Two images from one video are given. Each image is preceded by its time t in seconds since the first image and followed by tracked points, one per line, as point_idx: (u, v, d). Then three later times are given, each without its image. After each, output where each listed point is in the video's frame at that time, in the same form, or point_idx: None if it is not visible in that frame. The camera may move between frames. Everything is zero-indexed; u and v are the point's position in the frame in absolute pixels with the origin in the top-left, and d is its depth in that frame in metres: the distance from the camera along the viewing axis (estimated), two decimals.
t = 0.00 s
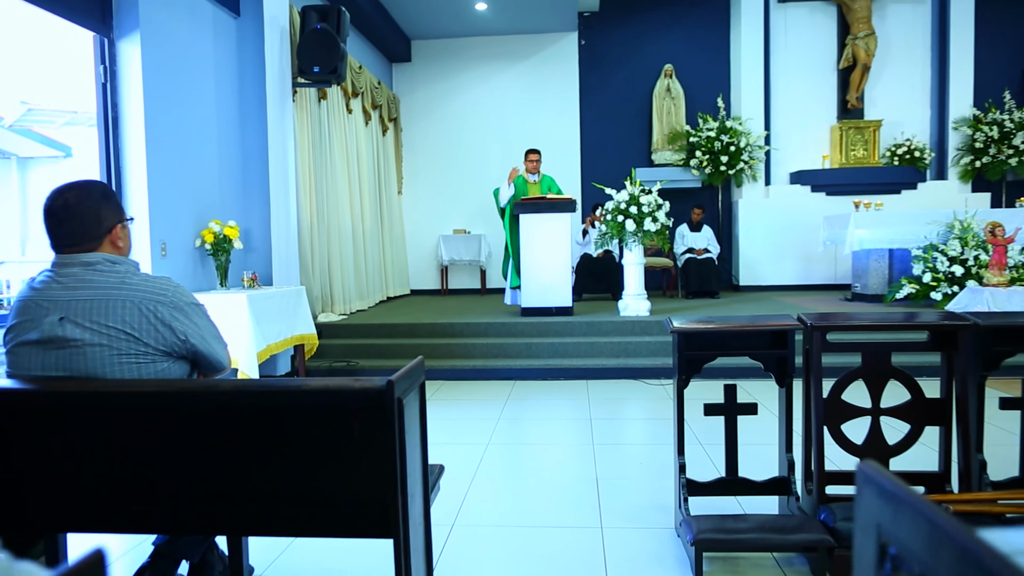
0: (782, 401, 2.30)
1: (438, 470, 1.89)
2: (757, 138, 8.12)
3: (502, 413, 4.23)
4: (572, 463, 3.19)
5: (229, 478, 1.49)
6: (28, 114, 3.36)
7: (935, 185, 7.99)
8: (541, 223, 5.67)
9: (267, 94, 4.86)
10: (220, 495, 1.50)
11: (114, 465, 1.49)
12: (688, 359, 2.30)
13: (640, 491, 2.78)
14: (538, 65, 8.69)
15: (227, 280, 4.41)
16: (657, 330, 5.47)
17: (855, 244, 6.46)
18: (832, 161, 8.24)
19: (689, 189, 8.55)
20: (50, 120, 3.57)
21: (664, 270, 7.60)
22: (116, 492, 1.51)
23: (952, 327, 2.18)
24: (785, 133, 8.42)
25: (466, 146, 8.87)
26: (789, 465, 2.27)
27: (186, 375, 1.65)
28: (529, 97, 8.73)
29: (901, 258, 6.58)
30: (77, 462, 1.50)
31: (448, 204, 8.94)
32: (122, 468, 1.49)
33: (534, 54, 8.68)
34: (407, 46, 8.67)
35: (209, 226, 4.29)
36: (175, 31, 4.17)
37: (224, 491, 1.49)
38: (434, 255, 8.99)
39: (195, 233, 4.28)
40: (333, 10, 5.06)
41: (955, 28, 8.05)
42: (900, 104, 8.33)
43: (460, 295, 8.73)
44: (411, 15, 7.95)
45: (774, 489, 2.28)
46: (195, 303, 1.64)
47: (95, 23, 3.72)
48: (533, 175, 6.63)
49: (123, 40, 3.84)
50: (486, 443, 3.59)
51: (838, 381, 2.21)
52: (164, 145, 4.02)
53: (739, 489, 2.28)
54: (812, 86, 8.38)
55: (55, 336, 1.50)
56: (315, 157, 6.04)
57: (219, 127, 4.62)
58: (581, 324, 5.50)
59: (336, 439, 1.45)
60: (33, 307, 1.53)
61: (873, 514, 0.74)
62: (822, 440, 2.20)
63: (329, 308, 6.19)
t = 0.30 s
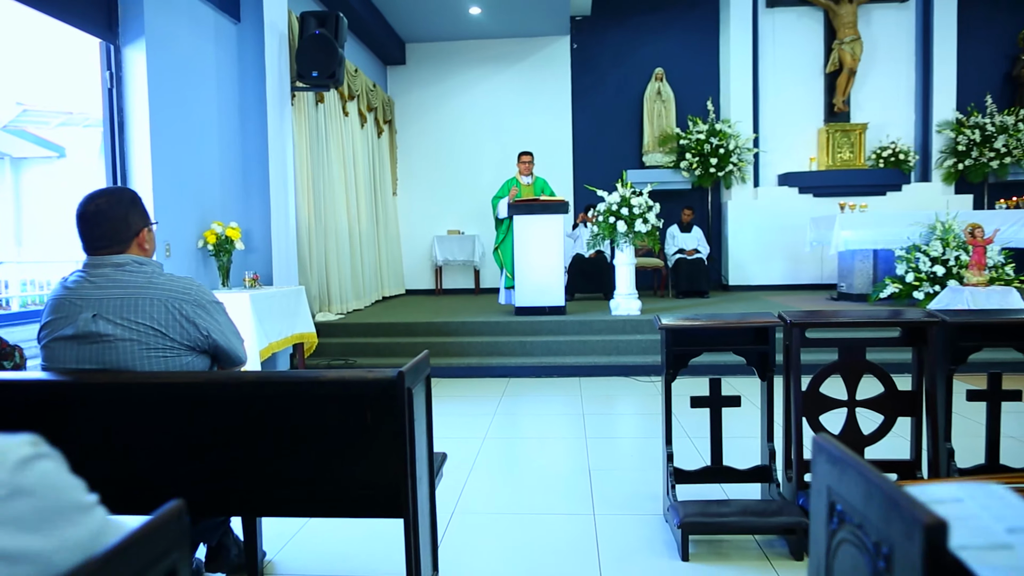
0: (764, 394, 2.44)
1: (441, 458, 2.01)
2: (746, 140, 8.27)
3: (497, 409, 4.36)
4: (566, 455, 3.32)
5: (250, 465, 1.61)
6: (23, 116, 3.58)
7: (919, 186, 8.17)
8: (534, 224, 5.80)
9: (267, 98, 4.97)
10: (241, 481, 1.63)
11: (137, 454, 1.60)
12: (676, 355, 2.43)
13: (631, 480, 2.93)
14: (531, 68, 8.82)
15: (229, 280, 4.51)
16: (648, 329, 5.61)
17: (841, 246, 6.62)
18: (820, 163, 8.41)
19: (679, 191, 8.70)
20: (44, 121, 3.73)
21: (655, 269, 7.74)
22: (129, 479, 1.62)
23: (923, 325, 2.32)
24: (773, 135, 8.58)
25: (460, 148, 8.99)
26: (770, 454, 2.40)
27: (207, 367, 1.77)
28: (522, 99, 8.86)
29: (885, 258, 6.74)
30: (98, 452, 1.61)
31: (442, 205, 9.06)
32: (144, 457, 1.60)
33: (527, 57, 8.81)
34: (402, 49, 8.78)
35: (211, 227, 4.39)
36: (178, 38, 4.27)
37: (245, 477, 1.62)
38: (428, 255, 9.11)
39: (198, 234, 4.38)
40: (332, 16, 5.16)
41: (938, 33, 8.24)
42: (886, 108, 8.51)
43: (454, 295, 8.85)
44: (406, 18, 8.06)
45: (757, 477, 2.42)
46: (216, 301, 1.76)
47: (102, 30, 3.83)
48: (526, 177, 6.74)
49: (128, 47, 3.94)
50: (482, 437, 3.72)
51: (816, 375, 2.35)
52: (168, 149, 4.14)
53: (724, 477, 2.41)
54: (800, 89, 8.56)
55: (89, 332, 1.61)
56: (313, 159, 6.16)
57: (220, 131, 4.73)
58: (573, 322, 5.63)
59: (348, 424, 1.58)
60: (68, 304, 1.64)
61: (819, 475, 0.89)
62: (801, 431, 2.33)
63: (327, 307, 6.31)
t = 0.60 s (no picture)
0: (751, 387, 2.57)
1: (445, 447, 2.14)
2: (741, 142, 8.38)
3: (496, 405, 4.48)
4: (564, 448, 3.44)
5: (272, 447, 1.75)
6: (26, 117, 3.36)
7: (912, 188, 8.26)
8: (533, 225, 5.92)
9: (272, 102, 5.08)
10: (262, 461, 1.76)
11: (160, 439, 1.72)
12: (667, 350, 2.56)
13: (627, 470, 3.06)
14: (529, 71, 8.96)
15: (235, 280, 4.62)
16: (644, 328, 5.74)
17: (833, 246, 6.76)
18: (813, 165, 8.54)
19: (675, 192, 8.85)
20: (47, 122, 3.53)
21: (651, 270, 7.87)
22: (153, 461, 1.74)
23: (900, 322, 2.45)
24: (768, 138, 8.71)
25: (459, 150, 9.12)
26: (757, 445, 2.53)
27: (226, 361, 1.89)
28: (520, 102, 8.99)
29: (877, 258, 6.88)
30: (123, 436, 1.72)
31: (442, 206, 9.19)
32: (167, 441, 1.72)
33: (525, 61, 8.94)
34: (401, 53, 8.91)
35: (218, 229, 4.50)
36: (186, 44, 4.39)
37: (268, 458, 1.76)
38: (428, 256, 9.24)
39: (205, 235, 4.51)
40: (334, 22, 5.30)
41: (930, 38, 8.37)
42: (879, 110, 8.65)
43: (453, 295, 8.98)
44: (405, 22, 8.19)
45: (743, 467, 2.55)
46: (235, 300, 1.88)
47: (114, 38, 3.94)
48: (524, 179, 6.90)
49: (138, 53, 4.06)
50: (483, 432, 3.85)
51: (801, 370, 2.48)
52: (177, 153, 4.27)
53: (712, 467, 2.54)
54: (793, 92, 8.69)
55: (120, 327, 1.74)
56: (316, 161, 6.28)
57: (226, 134, 4.86)
58: (570, 322, 5.76)
59: (360, 410, 1.71)
60: (100, 301, 1.76)
61: (785, 448, 1.02)
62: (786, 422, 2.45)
63: (329, 307, 6.43)
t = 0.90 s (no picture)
0: (738, 379, 2.70)
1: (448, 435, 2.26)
2: (737, 143, 8.50)
3: (496, 400, 4.60)
4: (560, 440, 3.57)
5: (292, 436, 1.88)
6: (30, 117, 3.41)
7: (907, 189, 8.38)
8: (532, 225, 6.05)
9: (278, 104, 5.21)
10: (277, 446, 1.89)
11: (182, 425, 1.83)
12: (659, 344, 2.70)
13: (622, 460, 3.19)
14: (528, 73, 9.09)
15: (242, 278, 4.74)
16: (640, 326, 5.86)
17: (826, 245, 6.87)
18: (808, 166, 8.67)
19: (672, 192, 8.99)
20: (51, 122, 3.60)
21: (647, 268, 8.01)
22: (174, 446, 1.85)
23: (878, 317, 2.59)
24: (763, 139, 8.84)
25: (459, 151, 9.26)
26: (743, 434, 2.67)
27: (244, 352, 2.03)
28: (519, 104, 9.12)
29: (869, 258, 7.01)
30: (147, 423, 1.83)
31: (442, 206, 9.32)
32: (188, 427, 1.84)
33: (524, 63, 9.07)
34: (402, 54, 9.04)
35: (225, 228, 4.62)
36: (195, 49, 4.52)
37: (288, 446, 1.89)
38: (429, 254, 9.38)
39: (213, 235, 4.64)
40: (338, 26, 5.42)
41: (923, 40, 8.50)
42: (873, 112, 8.78)
43: (453, 293, 9.12)
44: (406, 24, 8.32)
45: (731, 455, 2.68)
46: (253, 295, 2.02)
47: (125, 43, 4.08)
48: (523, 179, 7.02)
49: (149, 59, 4.20)
50: (482, 425, 3.97)
51: (785, 363, 2.61)
52: (187, 154, 4.40)
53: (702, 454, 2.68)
54: (788, 94, 8.82)
55: (148, 320, 1.87)
56: (319, 161, 6.41)
57: (233, 137, 4.99)
58: (568, 319, 5.89)
59: (371, 398, 1.84)
60: (129, 296, 1.89)
61: (753, 431, 1.17)
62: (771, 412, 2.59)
63: (331, 305, 6.56)
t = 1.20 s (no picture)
0: (730, 373, 2.83)
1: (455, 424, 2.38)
2: (734, 145, 8.63)
3: (497, 396, 4.73)
4: (558, 433, 3.70)
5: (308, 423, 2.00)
6: (35, 119, 3.54)
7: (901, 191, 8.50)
8: (532, 225, 6.18)
9: (285, 108, 5.33)
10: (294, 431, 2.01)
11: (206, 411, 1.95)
12: (654, 339, 2.84)
13: (619, 451, 3.32)
14: (528, 76, 9.23)
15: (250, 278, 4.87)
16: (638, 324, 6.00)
17: (820, 245, 7.01)
18: (803, 168, 8.81)
19: (669, 194, 9.13)
20: (55, 125, 3.73)
21: (645, 268, 8.14)
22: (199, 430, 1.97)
23: (863, 313, 2.72)
24: (759, 141, 8.98)
25: (460, 153, 9.39)
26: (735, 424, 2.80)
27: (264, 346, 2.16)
28: (519, 106, 9.26)
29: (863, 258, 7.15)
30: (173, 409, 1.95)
31: (443, 207, 9.46)
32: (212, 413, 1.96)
33: (523, 66, 9.21)
34: (404, 57, 9.16)
35: (234, 229, 4.74)
36: (205, 55, 4.65)
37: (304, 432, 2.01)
38: (430, 255, 9.50)
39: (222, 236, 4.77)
40: (344, 32, 5.47)
41: (915, 43, 8.63)
42: (867, 114, 8.92)
43: (454, 293, 9.25)
44: (408, 28, 8.45)
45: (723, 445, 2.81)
46: (274, 293, 2.15)
47: (139, 50, 4.21)
48: (524, 181, 7.14)
49: (161, 65, 4.33)
50: (483, 420, 4.10)
51: (774, 357, 2.74)
52: (197, 158, 4.53)
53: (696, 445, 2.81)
54: (784, 96, 8.95)
55: (177, 315, 2.00)
56: (322, 163, 6.53)
57: (241, 140, 5.13)
58: (567, 318, 6.03)
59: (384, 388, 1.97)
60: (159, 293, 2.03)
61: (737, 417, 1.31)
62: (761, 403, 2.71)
63: (335, 304, 6.70)
